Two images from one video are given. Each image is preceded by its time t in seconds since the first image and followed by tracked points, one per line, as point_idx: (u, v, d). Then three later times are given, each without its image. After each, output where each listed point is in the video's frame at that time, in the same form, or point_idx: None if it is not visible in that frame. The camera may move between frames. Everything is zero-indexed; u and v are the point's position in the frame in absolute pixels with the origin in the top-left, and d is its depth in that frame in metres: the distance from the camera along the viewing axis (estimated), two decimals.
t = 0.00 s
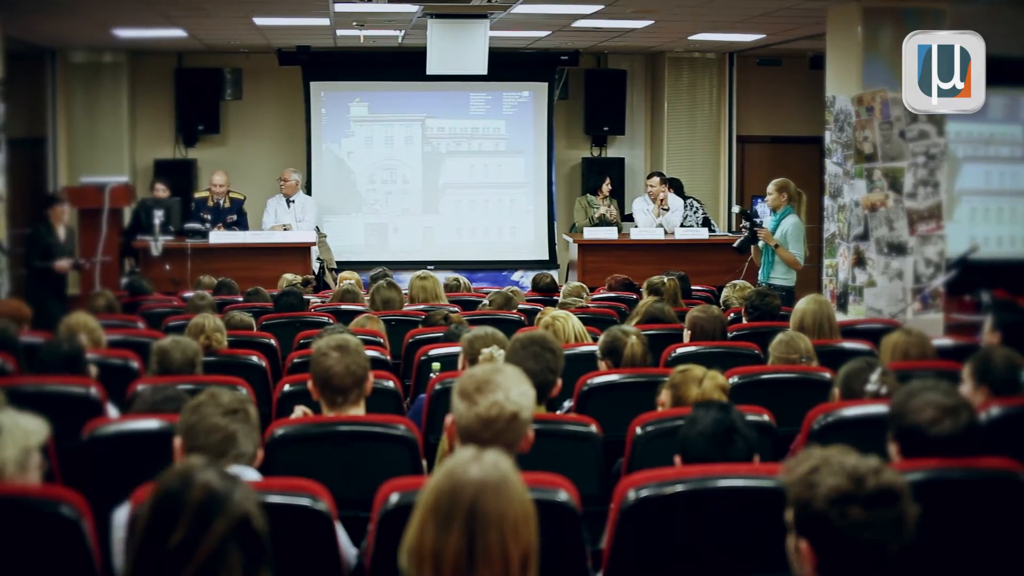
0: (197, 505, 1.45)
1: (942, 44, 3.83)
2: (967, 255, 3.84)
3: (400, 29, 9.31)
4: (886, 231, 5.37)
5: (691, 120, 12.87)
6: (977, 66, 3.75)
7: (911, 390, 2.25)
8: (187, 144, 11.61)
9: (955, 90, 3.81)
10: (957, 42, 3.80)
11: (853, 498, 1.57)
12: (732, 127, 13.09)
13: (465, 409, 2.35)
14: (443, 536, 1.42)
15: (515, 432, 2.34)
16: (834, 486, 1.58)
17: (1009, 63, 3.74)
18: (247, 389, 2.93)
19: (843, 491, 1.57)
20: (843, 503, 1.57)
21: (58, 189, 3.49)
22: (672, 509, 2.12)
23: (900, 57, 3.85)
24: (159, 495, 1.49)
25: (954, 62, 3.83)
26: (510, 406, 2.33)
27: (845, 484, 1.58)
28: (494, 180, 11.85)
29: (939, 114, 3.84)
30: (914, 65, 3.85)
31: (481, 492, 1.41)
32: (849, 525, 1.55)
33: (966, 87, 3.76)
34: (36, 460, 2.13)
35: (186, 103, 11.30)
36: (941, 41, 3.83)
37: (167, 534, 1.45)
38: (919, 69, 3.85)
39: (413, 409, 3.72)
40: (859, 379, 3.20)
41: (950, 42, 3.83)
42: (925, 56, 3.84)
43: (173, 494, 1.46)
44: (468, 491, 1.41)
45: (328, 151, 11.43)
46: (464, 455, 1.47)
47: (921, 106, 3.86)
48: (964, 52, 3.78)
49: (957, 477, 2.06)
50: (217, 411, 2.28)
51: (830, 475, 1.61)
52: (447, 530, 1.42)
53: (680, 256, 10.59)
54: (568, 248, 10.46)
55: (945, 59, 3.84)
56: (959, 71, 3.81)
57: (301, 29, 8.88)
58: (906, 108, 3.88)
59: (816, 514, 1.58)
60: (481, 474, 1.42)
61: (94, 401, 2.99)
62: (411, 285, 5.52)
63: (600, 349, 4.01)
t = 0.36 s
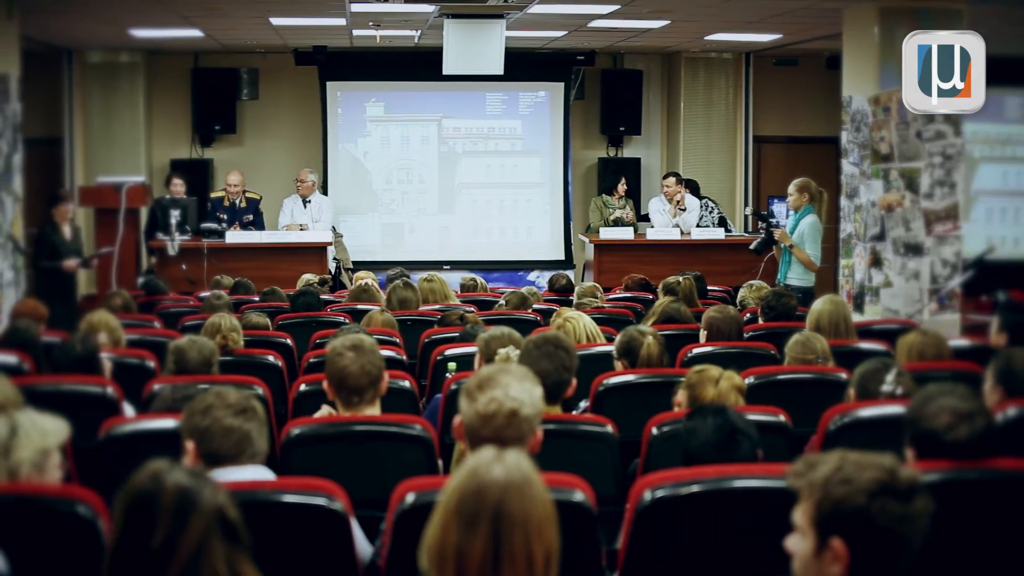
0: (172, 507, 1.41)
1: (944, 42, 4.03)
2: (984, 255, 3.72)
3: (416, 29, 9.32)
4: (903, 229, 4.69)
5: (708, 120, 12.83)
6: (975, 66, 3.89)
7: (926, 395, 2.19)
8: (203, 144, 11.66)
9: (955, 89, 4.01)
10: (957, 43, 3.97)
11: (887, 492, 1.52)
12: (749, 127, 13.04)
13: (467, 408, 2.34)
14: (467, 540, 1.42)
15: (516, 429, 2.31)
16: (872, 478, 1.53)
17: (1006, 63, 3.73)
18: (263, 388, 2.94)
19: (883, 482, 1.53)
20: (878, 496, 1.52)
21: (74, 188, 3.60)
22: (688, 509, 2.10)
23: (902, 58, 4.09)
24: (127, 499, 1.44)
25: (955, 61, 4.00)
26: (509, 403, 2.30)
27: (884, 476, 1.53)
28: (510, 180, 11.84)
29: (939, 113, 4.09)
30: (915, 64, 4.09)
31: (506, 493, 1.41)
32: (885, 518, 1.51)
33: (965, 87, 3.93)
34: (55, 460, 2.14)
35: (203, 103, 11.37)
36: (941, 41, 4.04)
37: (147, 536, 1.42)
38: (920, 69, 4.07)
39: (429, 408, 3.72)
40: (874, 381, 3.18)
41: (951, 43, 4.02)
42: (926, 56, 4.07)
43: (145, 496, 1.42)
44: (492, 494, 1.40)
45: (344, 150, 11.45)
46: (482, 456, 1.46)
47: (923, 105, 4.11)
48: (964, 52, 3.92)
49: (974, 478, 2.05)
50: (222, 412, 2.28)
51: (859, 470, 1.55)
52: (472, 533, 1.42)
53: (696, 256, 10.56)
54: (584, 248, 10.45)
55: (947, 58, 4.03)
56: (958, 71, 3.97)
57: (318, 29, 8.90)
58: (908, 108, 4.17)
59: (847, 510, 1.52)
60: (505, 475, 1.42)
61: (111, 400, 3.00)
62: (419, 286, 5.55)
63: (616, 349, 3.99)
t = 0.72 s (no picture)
0: (174, 505, 1.41)
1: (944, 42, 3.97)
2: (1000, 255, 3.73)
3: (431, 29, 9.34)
4: (918, 229, 4.30)
5: (722, 120, 12.79)
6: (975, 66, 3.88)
7: (939, 397, 2.17)
8: (218, 144, 11.72)
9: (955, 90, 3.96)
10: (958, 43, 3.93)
11: (901, 489, 1.51)
12: (763, 128, 12.99)
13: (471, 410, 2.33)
14: (479, 544, 1.41)
15: (512, 426, 2.25)
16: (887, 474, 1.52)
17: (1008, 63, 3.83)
18: (278, 388, 2.94)
19: (896, 480, 1.51)
20: (894, 494, 1.51)
21: (88, 189, 3.60)
22: (702, 509, 2.09)
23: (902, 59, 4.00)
24: (129, 502, 1.43)
25: (954, 61, 3.95)
26: (505, 400, 2.27)
27: (897, 473, 1.52)
28: (524, 180, 11.84)
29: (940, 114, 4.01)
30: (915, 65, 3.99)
31: (516, 493, 1.40)
32: (901, 516, 1.49)
33: (966, 87, 3.90)
34: (72, 462, 2.15)
35: (218, 104, 11.42)
36: (941, 41, 3.98)
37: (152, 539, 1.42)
38: (920, 69, 3.99)
39: (443, 408, 3.72)
40: (890, 382, 3.16)
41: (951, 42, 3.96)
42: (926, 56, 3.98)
43: (148, 499, 1.42)
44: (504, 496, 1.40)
45: (359, 150, 11.49)
46: (488, 455, 1.46)
47: (922, 106, 4.04)
48: (964, 52, 3.92)
49: (988, 479, 2.05)
50: (234, 411, 2.28)
51: (872, 469, 1.54)
52: (484, 537, 1.41)
53: (711, 256, 10.52)
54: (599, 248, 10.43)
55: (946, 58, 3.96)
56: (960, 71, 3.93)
57: (333, 29, 8.93)
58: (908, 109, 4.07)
59: (861, 509, 1.51)
60: (512, 476, 1.41)
61: (127, 400, 3.01)
62: (432, 286, 5.55)
63: (631, 349, 3.98)
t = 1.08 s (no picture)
0: (194, 503, 1.42)
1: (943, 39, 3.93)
2: (1015, 256, 3.80)
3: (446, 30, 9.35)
4: (932, 230, 4.19)
5: (736, 121, 12.76)
6: (975, 66, 3.86)
7: (954, 397, 2.16)
8: (233, 144, 11.75)
9: (955, 89, 3.94)
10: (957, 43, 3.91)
11: (910, 488, 1.50)
12: (778, 128, 12.95)
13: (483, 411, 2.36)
14: (490, 543, 1.41)
15: (518, 422, 2.26)
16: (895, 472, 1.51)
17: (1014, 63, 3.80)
18: (292, 388, 2.94)
19: (908, 477, 1.50)
20: (904, 491, 1.49)
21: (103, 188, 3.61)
22: (714, 510, 2.08)
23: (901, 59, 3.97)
24: (151, 499, 1.44)
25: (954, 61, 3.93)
26: (512, 397, 2.29)
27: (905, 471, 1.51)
28: (537, 179, 11.84)
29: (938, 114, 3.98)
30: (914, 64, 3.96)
31: (526, 493, 1.40)
32: (910, 515, 1.48)
33: (966, 87, 3.91)
34: (92, 462, 2.16)
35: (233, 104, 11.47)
36: (941, 41, 3.93)
37: (172, 534, 1.42)
38: (920, 69, 3.95)
39: (457, 407, 3.71)
40: (907, 383, 3.14)
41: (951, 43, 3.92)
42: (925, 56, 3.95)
43: (168, 495, 1.42)
44: (515, 499, 1.40)
45: (373, 151, 11.51)
46: (495, 456, 1.45)
47: (922, 106, 3.99)
48: (964, 52, 3.89)
49: (1001, 480, 2.04)
50: (250, 413, 2.28)
51: (884, 465, 1.53)
52: (495, 539, 1.41)
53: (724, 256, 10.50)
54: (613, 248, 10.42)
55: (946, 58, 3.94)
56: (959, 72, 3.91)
57: (348, 30, 8.95)
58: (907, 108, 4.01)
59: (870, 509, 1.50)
60: (521, 477, 1.41)
61: (140, 399, 3.02)
62: (446, 286, 5.55)
63: (645, 349, 3.96)
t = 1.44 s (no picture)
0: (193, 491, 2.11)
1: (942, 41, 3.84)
2: None
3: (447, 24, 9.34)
4: (944, 230, 4.14)
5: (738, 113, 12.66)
6: (976, 66, 3.79)
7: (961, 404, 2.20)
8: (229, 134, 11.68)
9: (956, 89, 3.80)
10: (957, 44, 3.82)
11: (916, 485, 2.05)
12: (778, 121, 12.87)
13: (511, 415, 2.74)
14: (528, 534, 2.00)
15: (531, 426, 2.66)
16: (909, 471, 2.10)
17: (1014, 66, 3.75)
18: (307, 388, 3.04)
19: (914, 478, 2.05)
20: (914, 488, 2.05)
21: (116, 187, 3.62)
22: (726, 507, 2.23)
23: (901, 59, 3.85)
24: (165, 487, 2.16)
25: (954, 63, 3.83)
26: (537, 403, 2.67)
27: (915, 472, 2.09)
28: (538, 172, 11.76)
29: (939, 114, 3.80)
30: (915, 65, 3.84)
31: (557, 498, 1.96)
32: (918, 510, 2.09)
33: (966, 86, 3.79)
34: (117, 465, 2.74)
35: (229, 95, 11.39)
36: (941, 41, 3.82)
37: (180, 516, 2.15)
38: (920, 69, 3.83)
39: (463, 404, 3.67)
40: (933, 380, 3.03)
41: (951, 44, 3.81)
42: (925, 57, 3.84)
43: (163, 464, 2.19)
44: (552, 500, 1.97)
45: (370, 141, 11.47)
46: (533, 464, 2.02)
47: (922, 106, 3.81)
48: (964, 52, 3.82)
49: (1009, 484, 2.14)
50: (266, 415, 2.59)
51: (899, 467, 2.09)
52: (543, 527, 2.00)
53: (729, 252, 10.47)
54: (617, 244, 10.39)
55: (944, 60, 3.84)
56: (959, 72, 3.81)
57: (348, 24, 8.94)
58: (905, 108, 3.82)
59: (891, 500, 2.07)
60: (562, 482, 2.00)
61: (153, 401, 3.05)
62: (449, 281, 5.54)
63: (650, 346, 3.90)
